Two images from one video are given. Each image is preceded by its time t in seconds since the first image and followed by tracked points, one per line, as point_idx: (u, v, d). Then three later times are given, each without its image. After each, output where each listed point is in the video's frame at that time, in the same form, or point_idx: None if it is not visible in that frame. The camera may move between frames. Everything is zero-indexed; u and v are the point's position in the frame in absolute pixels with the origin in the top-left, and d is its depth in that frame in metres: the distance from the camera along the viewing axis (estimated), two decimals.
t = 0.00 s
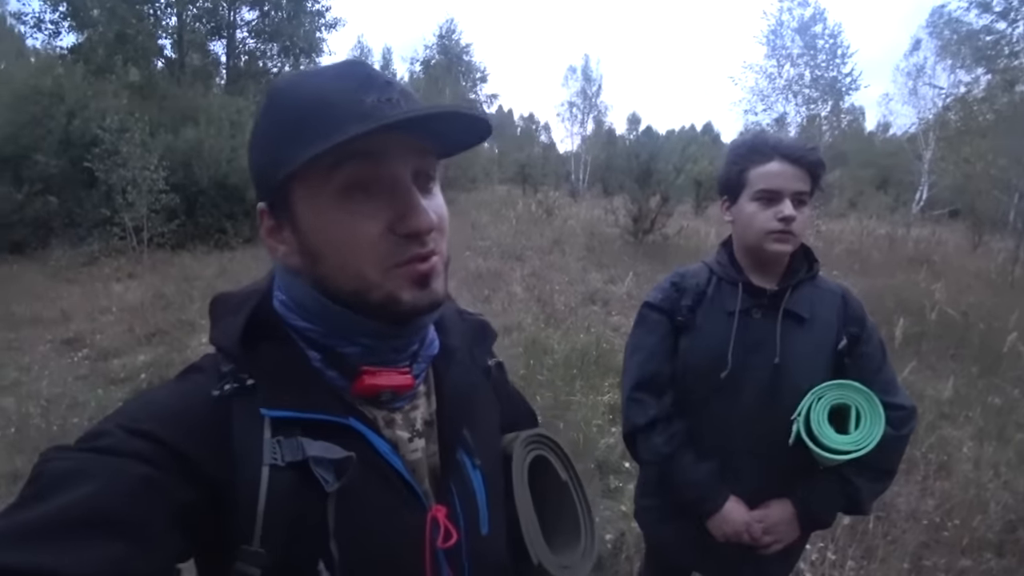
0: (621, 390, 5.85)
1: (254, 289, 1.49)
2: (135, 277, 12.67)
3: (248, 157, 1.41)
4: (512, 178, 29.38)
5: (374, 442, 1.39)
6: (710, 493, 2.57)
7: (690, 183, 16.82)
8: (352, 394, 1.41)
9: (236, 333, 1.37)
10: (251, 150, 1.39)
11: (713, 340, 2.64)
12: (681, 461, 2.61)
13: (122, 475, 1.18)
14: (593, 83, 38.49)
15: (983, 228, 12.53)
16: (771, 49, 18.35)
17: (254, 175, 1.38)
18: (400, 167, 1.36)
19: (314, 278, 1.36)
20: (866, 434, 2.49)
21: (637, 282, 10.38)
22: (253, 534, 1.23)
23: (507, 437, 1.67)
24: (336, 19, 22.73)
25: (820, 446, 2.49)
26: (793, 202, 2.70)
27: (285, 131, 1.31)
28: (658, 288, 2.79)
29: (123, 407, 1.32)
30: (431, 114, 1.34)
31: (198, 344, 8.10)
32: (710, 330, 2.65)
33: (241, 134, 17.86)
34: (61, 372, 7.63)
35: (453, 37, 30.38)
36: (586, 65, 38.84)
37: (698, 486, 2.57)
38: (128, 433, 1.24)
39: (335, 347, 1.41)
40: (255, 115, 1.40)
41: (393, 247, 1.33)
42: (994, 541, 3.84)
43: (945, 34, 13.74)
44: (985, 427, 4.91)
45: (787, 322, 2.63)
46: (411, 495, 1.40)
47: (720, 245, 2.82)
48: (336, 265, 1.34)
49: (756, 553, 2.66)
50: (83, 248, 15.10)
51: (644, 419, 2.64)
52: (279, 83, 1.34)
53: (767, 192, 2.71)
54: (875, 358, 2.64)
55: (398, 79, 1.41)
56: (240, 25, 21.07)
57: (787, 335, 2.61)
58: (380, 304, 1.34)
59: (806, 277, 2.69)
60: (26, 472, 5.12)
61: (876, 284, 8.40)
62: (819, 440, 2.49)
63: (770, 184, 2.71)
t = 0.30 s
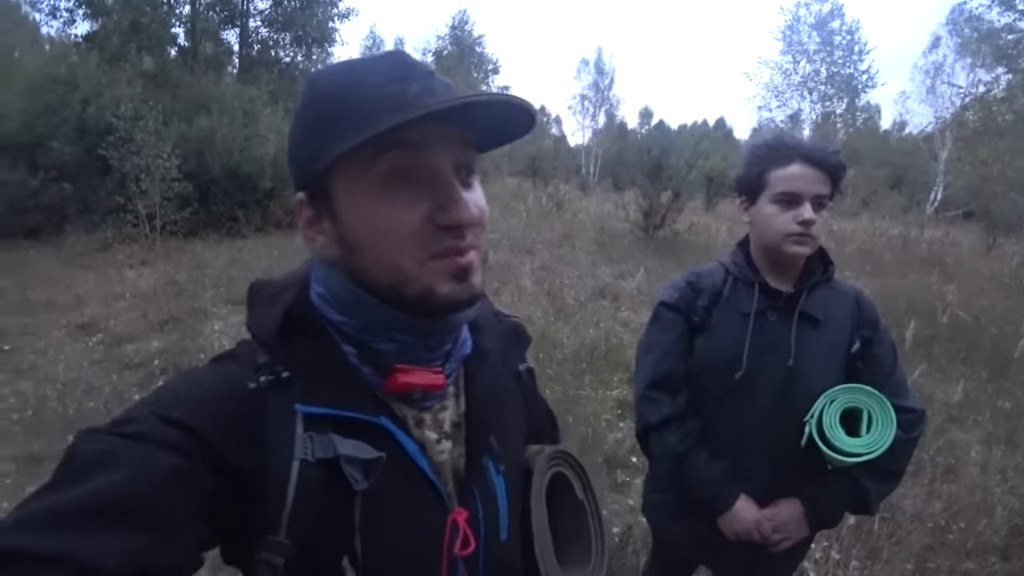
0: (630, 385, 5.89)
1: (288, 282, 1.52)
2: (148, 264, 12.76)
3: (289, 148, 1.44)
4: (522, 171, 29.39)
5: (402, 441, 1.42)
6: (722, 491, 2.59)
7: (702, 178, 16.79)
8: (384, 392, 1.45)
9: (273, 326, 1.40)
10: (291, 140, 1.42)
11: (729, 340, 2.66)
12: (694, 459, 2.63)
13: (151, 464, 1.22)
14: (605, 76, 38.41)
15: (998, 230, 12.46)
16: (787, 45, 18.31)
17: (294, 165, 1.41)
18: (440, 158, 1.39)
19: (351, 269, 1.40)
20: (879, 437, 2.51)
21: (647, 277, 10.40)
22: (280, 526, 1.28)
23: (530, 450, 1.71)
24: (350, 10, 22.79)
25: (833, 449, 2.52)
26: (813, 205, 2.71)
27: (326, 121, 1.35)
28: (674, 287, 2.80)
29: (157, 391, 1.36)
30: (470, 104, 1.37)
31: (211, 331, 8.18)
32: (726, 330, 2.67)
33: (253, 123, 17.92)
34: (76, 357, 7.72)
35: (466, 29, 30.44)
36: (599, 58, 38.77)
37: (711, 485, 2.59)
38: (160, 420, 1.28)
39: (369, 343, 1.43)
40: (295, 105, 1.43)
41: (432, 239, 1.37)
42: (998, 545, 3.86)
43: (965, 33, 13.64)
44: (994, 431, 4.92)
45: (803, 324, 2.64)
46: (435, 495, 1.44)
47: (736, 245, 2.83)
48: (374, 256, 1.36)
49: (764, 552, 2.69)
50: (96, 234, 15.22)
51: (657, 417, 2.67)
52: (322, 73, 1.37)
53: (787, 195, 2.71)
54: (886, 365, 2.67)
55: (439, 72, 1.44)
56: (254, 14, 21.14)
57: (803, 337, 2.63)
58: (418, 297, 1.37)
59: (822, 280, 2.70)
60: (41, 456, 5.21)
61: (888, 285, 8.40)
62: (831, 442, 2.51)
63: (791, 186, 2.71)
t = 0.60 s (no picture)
0: (628, 384, 5.92)
1: (299, 275, 1.56)
2: (147, 254, 12.74)
3: (302, 136, 1.45)
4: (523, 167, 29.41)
5: (408, 439, 1.45)
6: (723, 491, 2.62)
7: (703, 179, 16.81)
8: (392, 388, 1.48)
9: (281, 320, 1.43)
10: (306, 126, 1.43)
11: (732, 341, 2.69)
12: (695, 458, 2.66)
13: (158, 458, 1.23)
14: (607, 74, 38.42)
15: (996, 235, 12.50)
16: (790, 47, 18.33)
17: (308, 152, 1.42)
18: (454, 152, 1.40)
19: (362, 259, 1.41)
20: (879, 438, 2.53)
21: (646, 277, 10.42)
22: (284, 522, 1.28)
23: (542, 450, 1.75)
24: (353, 2, 22.77)
25: (833, 450, 2.54)
26: (818, 209, 2.74)
27: (345, 108, 1.36)
28: (678, 287, 2.84)
29: (169, 383, 1.38)
30: (487, 99, 1.39)
31: (209, 322, 8.18)
32: (729, 331, 2.70)
33: (254, 114, 17.90)
34: (74, 346, 7.72)
35: (469, 24, 30.48)
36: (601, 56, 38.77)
37: (712, 485, 2.63)
38: (168, 414, 1.29)
39: (376, 338, 1.47)
40: (311, 91, 1.45)
41: (445, 234, 1.38)
42: (991, 548, 3.90)
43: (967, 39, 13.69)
44: (989, 435, 4.96)
45: (805, 326, 2.67)
46: (440, 493, 1.47)
47: (739, 246, 2.87)
48: (386, 247, 1.37)
49: (763, 550, 2.72)
50: (95, 222, 15.20)
51: (660, 417, 2.71)
52: (339, 61, 1.39)
53: (793, 198, 2.74)
54: (886, 369, 2.70)
55: (456, 67, 1.46)
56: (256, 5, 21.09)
57: (805, 339, 2.65)
58: (429, 292, 1.39)
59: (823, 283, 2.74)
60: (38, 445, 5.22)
61: (885, 288, 8.44)
62: (832, 443, 2.54)
63: (797, 189, 2.74)
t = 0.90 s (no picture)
0: (624, 385, 5.94)
1: (293, 275, 1.58)
2: (142, 248, 12.71)
3: (292, 137, 1.45)
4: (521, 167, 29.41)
5: (403, 436, 1.46)
6: (719, 494, 2.64)
7: (701, 181, 16.83)
8: (387, 387, 1.50)
9: (274, 319, 1.45)
10: (299, 125, 1.43)
11: (729, 344, 2.71)
12: (692, 462, 2.68)
13: (155, 455, 1.23)
14: (607, 76, 38.47)
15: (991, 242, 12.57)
16: (789, 51, 18.41)
17: (300, 152, 1.42)
18: (446, 157, 1.40)
19: (353, 263, 1.41)
20: (876, 442, 2.55)
21: (643, 278, 10.44)
22: (280, 520, 1.30)
23: (542, 445, 1.78)
24: None
25: (830, 453, 2.57)
26: (818, 214, 2.76)
27: (336, 112, 1.36)
28: (675, 289, 2.86)
29: (166, 381, 1.39)
30: (480, 106, 1.39)
31: (204, 317, 8.17)
32: (726, 334, 2.72)
33: (253, 109, 17.90)
34: (67, 340, 7.71)
35: (470, 23, 30.55)
36: (600, 57, 38.84)
37: (708, 487, 2.65)
38: (165, 413, 1.30)
39: (369, 338, 1.48)
40: (304, 90, 1.45)
41: (435, 242, 1.38)
42: (983, 552, 3.92)
43: (965, 46, 13.76)
44: (982, 440, 4.99)
45: (802, 329, 2.69)
46: (437, 489, 1.48)
47: (738, 248, 2.89)
48: (377, 253, 1.38)
49: (758, 553, 2.74)
50: (90, 215, 15.15)
51: (658, 419, 2.72)
52: (330, 63, 1.39)
53: (794, 202, 2.76)
54: (881, 372, 2.73)
55: (450, 68, 1.45)
56: None
57: (801, 342, 2.68)
58: (421, 297, 1.40)
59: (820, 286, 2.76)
60: (30, 439, 5.21)
61: (881, 293, 8.48)
62: (829, 446, 2.56)
63: (798, 194, 2.76)
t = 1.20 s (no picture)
0: (614, 386, 5.98)
1: (283, 275, 1.60)
2: (127, 255, 12.63)
3: (271, 147, 1.47)
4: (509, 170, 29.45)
5: (398, 426, 1.48)
6: (709, 487, 2.68)
7: (687, 183, 16.92)
8: (380, 380, 1.52)
9: (268, 317, 1.46)
10: (277, 134, 1.45)
11: (715, 340, 2.76)
12: (681, 456, 2.71)
13: (160, 445, 1.24)
14: (593, 79, 38.64)
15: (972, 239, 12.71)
16: (772, 53, 18.58)
17: (282, 160, 1.44)
18: (422, 157, 1.42)
19: (340, 265, 1.44)
20: (858, 432, 2.60)
21: (631, 279, 10.50)
22: (281, 510, 1.31)
23: (534, 435, 1.81)
24: (339, 3, 22.79)
25: (813, 444, 2.62)
26: (798, 212, 2.81)
27: (312, 123, 1.37)
28: (661, 287, 2.90)
29: (165, 378, 1.41)
30: (451, 105, 1.40)
31: (192, 324, 8.13)
32: (712, 330, 2.77)
33: (238, 113, 17.86)
34: (52, 349, 7.66)
35: (456, 27, 30.63)
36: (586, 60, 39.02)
37: (698, 481, 2.68)
38: (169, 406, 1.32)
39: (359, 334, 1.50)
40: (280, 99, 1.46)
41: (417, 241, 1.41)
42: (969, 540, 3.98)
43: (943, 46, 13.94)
44: (966, 432, 5.06)
45: (785, 323, 2.74)
46: (434, 478, 1.50)
47: (720, 246, 2.94)
48: (361, 255, 1.41)
49: (748, 546, 2.78)
50: (74, 222, 15.02)
51: (645, 415, 2.75)
52: (301, 75, 1.41)
53: (774, 201, 2.81)
54: (865, 363, 2.78)
55: (420, 68, 1.46)
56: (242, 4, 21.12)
57: (785, 336, 2.73)
58: (406, 294, 1.42)
59: (801, 281, 2.80)
60: (16, 449, 5.17)
61: (866, 290, 8.58)
62: (812, 438, 2.61)
63: (778, 192, 2.81)
